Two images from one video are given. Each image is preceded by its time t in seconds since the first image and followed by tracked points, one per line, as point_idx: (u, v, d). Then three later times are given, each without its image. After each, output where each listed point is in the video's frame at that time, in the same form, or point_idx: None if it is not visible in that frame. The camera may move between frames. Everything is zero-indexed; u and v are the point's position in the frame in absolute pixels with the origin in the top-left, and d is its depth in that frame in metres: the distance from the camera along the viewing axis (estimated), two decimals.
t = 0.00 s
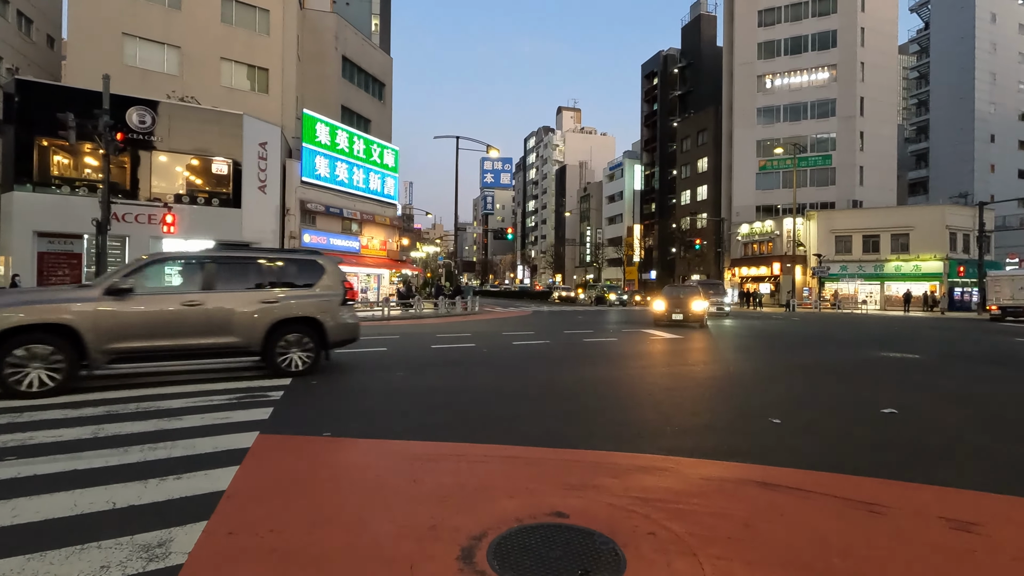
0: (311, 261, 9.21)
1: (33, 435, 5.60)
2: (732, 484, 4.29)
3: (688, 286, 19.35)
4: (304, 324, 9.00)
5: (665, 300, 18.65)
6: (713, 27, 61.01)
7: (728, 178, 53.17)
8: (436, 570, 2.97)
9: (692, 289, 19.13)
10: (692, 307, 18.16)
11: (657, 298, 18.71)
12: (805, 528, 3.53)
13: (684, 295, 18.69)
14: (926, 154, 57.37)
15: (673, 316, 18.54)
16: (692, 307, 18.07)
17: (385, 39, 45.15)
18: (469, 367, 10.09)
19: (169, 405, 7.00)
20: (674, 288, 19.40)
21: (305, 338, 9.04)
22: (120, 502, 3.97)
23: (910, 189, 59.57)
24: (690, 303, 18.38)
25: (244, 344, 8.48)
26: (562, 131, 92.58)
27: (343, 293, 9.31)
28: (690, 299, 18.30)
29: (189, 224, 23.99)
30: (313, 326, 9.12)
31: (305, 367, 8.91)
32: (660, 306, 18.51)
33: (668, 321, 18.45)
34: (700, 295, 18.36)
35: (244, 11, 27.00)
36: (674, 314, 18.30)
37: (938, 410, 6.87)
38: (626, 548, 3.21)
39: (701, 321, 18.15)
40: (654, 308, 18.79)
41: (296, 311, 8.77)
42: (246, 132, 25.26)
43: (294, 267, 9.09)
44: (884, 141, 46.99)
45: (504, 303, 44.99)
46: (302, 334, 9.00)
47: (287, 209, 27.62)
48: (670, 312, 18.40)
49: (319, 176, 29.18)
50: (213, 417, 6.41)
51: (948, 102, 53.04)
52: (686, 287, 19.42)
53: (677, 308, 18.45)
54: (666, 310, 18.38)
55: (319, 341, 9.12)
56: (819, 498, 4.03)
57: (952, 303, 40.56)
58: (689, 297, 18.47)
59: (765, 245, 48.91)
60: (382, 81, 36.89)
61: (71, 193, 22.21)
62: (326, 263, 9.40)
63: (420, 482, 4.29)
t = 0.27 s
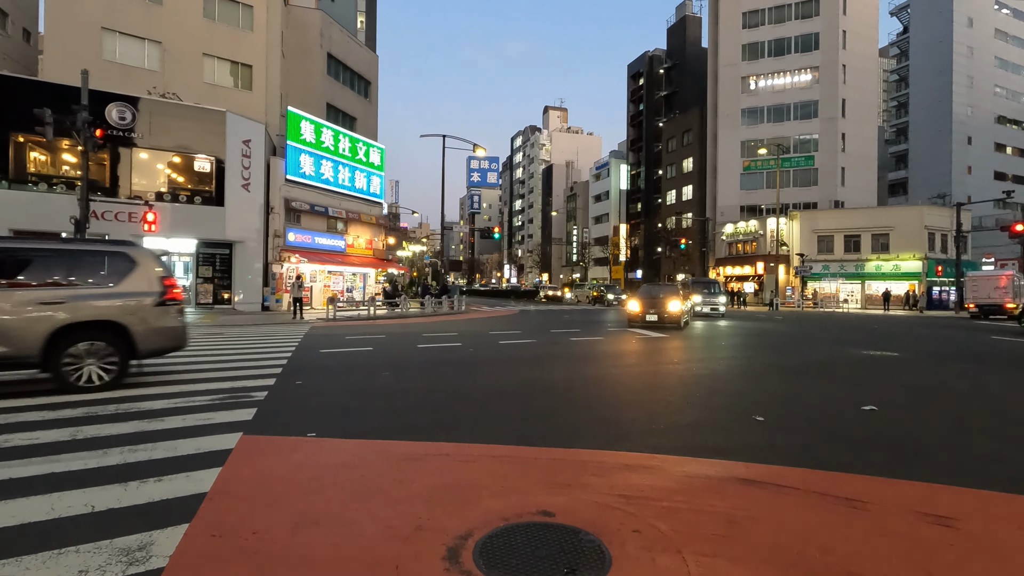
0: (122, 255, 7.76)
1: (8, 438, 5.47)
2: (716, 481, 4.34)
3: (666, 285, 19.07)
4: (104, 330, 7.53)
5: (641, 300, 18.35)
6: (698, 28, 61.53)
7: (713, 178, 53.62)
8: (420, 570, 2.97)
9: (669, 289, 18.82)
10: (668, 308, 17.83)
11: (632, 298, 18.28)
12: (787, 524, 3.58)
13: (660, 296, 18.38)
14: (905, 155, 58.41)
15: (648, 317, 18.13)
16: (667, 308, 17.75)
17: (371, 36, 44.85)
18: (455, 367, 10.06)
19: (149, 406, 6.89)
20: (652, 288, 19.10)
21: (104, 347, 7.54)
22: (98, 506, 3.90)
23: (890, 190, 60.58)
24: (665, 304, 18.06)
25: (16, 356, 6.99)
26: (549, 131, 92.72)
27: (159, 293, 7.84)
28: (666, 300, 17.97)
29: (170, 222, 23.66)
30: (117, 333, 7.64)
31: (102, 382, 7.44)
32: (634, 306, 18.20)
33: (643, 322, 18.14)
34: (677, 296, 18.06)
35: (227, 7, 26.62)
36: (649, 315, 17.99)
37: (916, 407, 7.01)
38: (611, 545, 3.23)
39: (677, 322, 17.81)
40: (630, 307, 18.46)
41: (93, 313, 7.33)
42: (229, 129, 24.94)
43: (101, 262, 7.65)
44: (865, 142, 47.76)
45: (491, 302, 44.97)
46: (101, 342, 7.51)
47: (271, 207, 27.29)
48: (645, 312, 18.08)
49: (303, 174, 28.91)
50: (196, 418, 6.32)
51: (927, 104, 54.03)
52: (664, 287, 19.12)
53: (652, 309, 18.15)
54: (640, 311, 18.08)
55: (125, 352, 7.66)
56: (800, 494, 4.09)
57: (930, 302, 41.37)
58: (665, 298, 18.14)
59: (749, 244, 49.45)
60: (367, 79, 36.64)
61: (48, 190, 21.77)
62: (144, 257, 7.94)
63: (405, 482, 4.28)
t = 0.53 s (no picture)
0: None
1: None
2: (700, 478, 4.38)
3: (639, 286, 18.27)
4: None
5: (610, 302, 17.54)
6: (683, 29, 62.03)
7: (698, 178, 54.06)
8: (404, 571, 2.95)
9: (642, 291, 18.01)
10: (638, 308, 16.98)
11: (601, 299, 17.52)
12: (768, 520, 3.62)
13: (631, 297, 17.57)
14: (885, 157, 59.42)
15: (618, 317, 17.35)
16: (636, 308, 16.91)
17: (357, 34, 44.49)
18: (441, 366, 10.02)
19: (129, 407, 6.76)
20: (624, 289, 18.31)
21: None
22: (76, 509, 3.83)
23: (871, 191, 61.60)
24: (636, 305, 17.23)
25: None
26: (535, 130, 92.83)
27: None
28: (637, 300, 17.13)
29: (151, 220, 23.30)
30: None
31: None
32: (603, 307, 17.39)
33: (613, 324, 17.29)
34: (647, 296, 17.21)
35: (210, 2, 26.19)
36: (618, 316, 17.15)
37: (895, 404, 7.14)
38: (595, 544, 3.24)
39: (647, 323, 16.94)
40: (598, 309, 17.62)
41: None
42: (212, 126, 24.60)
43: None
44: (846, 144, 48.54)
45: (477, 301, 44.95)
46: None
47: (255, 206, 26.96)
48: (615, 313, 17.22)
49: (288, 172, 28.60)
50: (176, 419, 6.22)
51: (906, 106, 55.01)
52: (637, 288, 18.32)
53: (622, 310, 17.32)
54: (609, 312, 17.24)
55: None
56: (781, 490, 4.14)
57: (909, 300, 42.14)
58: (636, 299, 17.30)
59: (733, 243, 49.95)
60: (353, 77, 36.34)
61: (25, 187, 21.31)
62: None
63: (390, 482, 4.26)
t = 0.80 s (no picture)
0: None
1: None
2: (684, 475, 4.42)
3: (604, 287, 16.83)
4: None
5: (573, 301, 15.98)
6: (669, 30, 62.50)
7: (683, 178, 54.44)
8: (389, 570, 2.94)
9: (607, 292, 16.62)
10: (603, 309, 15.52)
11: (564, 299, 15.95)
12: (750, 515, 3.67)
13: (595, 298, 16.09)
14: (866, 158, 60.35)
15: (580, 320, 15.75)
16: (601, 309, 15.45)
17: (342, 31, 44.09)
18: (427, 365, 9.99)
19: (108, 408, 6.64)
20: (587, 289, 16.82)
21: None
22: (53, 513, 3.75)
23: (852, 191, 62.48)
24: (601, 306, 15.78)
25: None
26: (522, 129, 92.80)
27: None
28: (601, 301, 15.67)
29: (131, 218, 22.91)
30: None
31: None
32: (565, 307, 15.79)
33: (574, 326, 15.69)
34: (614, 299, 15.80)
35: None
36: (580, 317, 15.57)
37: (874, 401, 7.26)
38: (580, 541, 3.26)
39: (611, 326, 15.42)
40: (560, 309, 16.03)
41: None
42: (194, 123, 24.26)
43: None
44: (828, 145, 49.21)
45: (463, 301, 44.85)
46: None
47: (238, 204, 26.62)
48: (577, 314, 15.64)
49: (272, 170, 28.28)
50: (157, 420, 6.12)
51: (887, 109, 55.90)
52: (601, 289, 16.87)
53: (585, 311, 15.78)
54: (571, 312, 15.66)
55: None
56: (763, 486, 4.20)
57: (889, 299, 42.88)
58: (601, 300, 15.87)
59: (717, 243, 50.39)
60: (338, 74, 36.06)
61: None
62: None
63: (375, 483, 4.24)
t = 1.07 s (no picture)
0: None
1: None
2: (668, 472, 4.46)
3: (565, 285, 15.34)
4: None
5: (529, 303, 14.63)
6: (654, 31, 62.89)
7: (668, 177, 54.81)
8: (374, 570, 2.93)
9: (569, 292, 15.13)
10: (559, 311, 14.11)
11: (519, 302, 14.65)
12: (731, 512, 3.72)
13: (552, 298, 14.64)
14: (847, 159, 61.27)
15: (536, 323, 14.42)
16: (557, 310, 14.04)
17: (327, 27, 43.71)
18: (413, 365, 9.94)
19: (86, 410, 6.52)
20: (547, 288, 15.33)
21: None
22: (28, 516, 3.67)
23: (834, 191, 63.36)
24: (558, 307, 14.36)
25: None
26: (508, 128, 92.72)
27: None
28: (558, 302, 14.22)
29: (111, 216, 22.52)
30: None
31: None
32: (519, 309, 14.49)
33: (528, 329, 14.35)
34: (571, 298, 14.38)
35: None
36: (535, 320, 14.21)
37: (853, 398, 7.40)
38: (565, 539, 3.28)
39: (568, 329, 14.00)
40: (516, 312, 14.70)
41: None
42: (175, 119, 23.90)
43: None
44: (810, 146, 49.88)
45: (449, 299, 44.80)
46: None
47: (221, 201, 26.24)
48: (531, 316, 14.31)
49: (255, 167, 27.96)
50: (137, 421, 6.03)
51: (867, 110, 56.80)
52: (563, 287, 15.39)
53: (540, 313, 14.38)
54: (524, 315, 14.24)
55: None
56: (746, 482, 4.25)
57: (870, 298, 43.68)
58: (558, 301, 14.41)
59: (702, 242, 50.85)
60: (323, 71, 35.73)
61: None
62: None
63: (360, 482, 4.22)
